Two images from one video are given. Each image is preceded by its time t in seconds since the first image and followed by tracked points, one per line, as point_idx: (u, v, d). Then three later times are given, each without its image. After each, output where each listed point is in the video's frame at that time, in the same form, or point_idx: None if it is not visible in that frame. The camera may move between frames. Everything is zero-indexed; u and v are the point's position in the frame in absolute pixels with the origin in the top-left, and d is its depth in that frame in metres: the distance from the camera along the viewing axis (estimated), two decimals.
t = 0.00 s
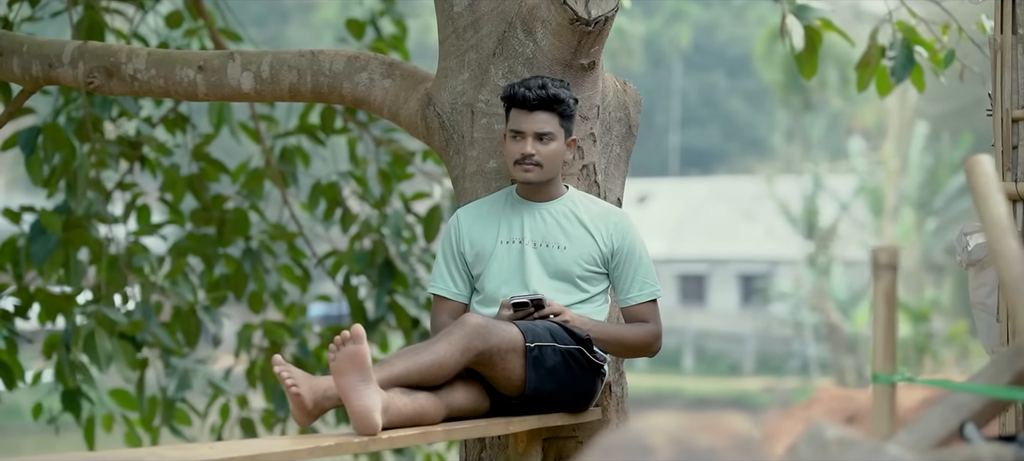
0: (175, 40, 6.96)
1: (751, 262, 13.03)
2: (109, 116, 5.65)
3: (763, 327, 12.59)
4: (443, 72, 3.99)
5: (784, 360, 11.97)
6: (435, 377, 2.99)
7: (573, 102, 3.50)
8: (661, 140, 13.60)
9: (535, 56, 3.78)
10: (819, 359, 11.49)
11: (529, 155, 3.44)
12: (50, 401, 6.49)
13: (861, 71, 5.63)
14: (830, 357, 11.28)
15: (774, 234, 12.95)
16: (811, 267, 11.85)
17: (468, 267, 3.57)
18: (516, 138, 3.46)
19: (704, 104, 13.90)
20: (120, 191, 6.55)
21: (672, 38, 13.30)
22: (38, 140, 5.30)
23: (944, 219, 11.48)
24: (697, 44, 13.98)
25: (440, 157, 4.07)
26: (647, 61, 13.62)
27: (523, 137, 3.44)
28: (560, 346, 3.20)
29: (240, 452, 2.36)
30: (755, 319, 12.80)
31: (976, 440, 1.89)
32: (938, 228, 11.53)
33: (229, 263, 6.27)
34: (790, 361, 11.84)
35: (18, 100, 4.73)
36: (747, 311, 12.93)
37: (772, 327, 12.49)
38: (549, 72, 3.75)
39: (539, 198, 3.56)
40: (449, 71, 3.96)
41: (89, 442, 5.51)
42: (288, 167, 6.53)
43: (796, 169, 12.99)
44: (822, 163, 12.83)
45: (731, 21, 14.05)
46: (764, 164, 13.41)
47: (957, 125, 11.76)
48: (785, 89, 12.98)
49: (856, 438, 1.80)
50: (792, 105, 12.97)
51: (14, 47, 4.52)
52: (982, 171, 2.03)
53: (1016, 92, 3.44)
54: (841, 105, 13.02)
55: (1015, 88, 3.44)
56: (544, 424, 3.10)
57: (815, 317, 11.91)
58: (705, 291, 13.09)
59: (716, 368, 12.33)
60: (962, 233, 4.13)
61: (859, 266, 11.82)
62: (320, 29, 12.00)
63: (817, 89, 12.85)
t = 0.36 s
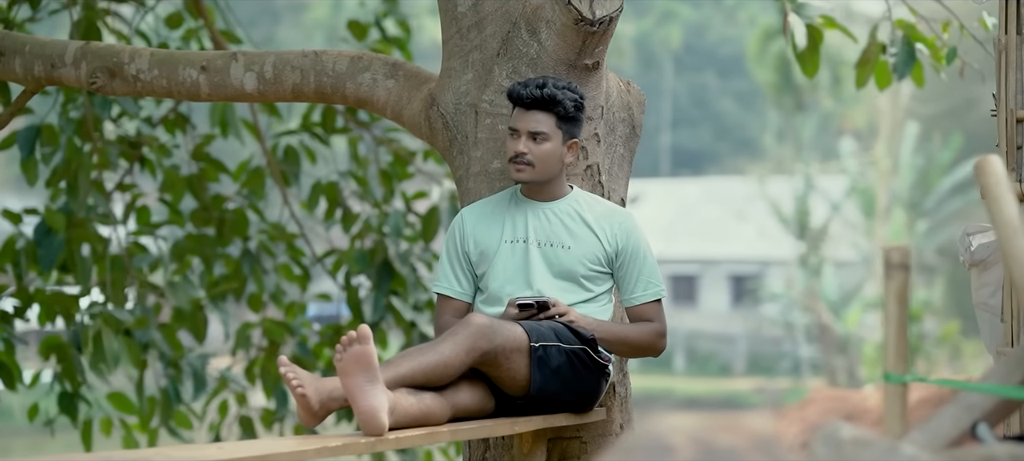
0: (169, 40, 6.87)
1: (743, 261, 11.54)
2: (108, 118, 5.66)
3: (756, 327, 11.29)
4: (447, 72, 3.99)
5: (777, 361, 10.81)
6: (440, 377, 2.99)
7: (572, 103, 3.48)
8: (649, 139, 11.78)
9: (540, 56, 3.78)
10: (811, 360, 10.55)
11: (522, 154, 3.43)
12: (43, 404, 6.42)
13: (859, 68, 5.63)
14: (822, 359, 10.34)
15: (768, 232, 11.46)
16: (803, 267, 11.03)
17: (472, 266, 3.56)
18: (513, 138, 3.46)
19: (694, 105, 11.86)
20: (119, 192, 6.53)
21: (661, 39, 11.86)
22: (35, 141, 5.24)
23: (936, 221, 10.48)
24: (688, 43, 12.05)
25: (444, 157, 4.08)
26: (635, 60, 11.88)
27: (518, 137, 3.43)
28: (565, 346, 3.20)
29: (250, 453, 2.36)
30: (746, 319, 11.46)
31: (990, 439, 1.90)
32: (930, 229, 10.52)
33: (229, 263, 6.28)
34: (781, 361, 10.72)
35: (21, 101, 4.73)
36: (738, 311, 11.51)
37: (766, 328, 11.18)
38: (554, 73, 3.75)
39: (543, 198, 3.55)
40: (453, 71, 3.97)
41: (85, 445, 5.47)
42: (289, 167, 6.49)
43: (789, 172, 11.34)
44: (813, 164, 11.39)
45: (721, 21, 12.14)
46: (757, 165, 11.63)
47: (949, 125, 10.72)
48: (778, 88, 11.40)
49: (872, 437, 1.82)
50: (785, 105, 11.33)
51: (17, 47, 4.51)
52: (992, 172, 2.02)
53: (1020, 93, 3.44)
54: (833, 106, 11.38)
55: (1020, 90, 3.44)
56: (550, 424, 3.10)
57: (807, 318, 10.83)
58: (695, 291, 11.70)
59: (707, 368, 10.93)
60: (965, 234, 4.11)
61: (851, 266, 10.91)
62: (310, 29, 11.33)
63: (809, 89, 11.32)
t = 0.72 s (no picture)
0: (164, 39, 6.85)
1: (726, 261, 14.82)
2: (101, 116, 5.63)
3: (739, 326, 14.45)
4: (443, 71, 3.99)
5: (761, 360, 13.98)
6: (439, 376, 2.98)
7: (567, 101, 3.47)
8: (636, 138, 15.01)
9: (537, 55, 3.78)
10: (795, 359, 13.54)
11: (515, 150, 3.42)
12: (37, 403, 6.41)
13: (853, 65, 5.64)
14: (806, 357, 13.44)
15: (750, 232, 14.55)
16: (789, 265, 13.97)
17: (470, 264, 3.55)
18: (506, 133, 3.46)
19: (680, 104, 15.19)
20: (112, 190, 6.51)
21: (648, 37, 14.53)
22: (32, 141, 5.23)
23: (919, 219, 13.27)
24: (672, 44, 15.07)
25: (440, 156, 4.07)
26: (623, 60, 14.61)
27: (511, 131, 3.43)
28: (563, 345, 3.20)
29: (250, 452, 2.35)
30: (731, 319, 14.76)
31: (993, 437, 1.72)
32: (912, 230, 13.36)
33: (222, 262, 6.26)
34: (766, 358, 13.89)
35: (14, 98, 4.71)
36: (721, 312, 14.72)
37: (747, 326, 14.36)
38: (550, 71, 3.75)
39: (539, 195, 3.55)
40: (449, 69, 3.97)
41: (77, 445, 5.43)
42: (284, 165, 6.48)
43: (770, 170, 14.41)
44: (798, 163, 14.33)
45: (705, 21, 15.26)
46: (739, 162, 14.78)
47: (932, 123, 13.30)
48: (762, 89, 14.30)
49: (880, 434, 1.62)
50: (770, 105, 14.31)
51: (11, 45, 4.49)
52: (996, 173, 2.01)
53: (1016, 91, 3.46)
54: (817, 105, 14.36)
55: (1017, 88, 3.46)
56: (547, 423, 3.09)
57: (790, 318, 14.04)
58: (682, 290, 14.93)
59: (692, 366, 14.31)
60: (961, 231, 4.12)
61: (835, 265, 13.83)
62: (294, 27, 12.89)
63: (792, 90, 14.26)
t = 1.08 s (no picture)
0: (163, 38, 6.84)
1: (714, 261, 16.50)
2: (102, 116, 5.62)
3: (727, 326, 16.04)
4: (444, 70, 4.00)
5: (749, 359, 15.56)
6: (442, 376, 2.98)
7: (570, 100, 3.47)
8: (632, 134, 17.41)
9: (538, 54, 3.77)
10: (783, 358, 15.04)
11: (516, 146, 3.42)
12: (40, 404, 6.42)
13: (852, 63, 5.64)
14: (793, 357, 14.88)
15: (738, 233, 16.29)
16: (777, 264, 15.47)
17: (471, 262, 3.54)
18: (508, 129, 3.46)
19: (669, 104, 17.53)
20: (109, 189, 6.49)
21: (635, 37, 16.61)
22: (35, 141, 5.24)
23: (907, 218, 14.87)
24: (661, 44, 17.33)
25: (440, 155, 4.07)
26: (615, 60, 16.65)
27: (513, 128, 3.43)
28: (566, 345, 3.20)
29: (253, 452, 2.35)
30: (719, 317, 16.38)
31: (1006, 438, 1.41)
32: (899, 228, 14.94)
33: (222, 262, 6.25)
34: (755, 358, 15.36)
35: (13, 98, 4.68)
36: (710, 311, 16.37)
37: (736, 325, 15.92)
38: (551, 70, 3.74)
39: (541, 193, 3.54)
40: (450, 69, 3.97)
41: (77, 445, 5.42)
42: (282, 163, 6.46)
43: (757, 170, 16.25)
44: (785, 163, 16.11)
45: (693, 21, 17.36)
46: (725, 161, 16.76)
47: (920, 123, 15.17)
48: (751, 89, 16.30)
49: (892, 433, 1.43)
50: (759, 103, 16.25)
51: (11, 44, 4.48)
52: (1003, 171, 1.94)
53: (1019, 90, 3.48)
54: (805, 104, 16.20)
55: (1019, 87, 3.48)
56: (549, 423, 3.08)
57: (779, 317, 15.56)
58: (673, 290, 16.55)
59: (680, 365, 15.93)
60: (961, 231, 4.14)
61: (823, 264, 15.37)
62: (283, 28, 13.29)
63: (780, 89, 16.22)
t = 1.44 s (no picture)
0: (161, 37, 6.86)
1: (701, 260, 17.81)
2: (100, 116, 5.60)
3: (715, 326, 17.19)
4: (445, 69, 3.99)
5: (736, 359, 16.73)
6: (444, 375, 2.97)
7: (573, 97, 3.46)
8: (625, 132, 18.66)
9: (539, 52, 3.76)
10: (771, 357, 16.25)
11: (517, 141, 3.42)
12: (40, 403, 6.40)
13: (847, 61, 5.62)
14: (781, 356, 16.20)
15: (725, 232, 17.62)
16: (766, 263, 16.81)
17: (470, 259, 3.53)
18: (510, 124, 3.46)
19: (657, 103, 18.69)
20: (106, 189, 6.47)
21: (623, 36, 17.67)
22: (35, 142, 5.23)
23: (893, 217, 16.51)
24: (648, 43, 18.52)
25: (440, 154, 4.07)
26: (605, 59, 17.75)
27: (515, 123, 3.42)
28: (567, 343, 3.19)
29: (258, 452, 2.34)
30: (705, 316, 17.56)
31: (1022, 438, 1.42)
32: (887, 226, 16.55)
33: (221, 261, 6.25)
34: (743, 358, 16.54)
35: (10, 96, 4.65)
36: (698, 310, 17.62)
37: (724, 324, 17.09)
38: (552, 68, 3.73)
39: (543, 190, 3.53)
40: (451, 67, 3.97)
41: (77, 445, 5.42)
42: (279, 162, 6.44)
43: (744, 169, 17.71)
44: (775, 163, 17.51)
45: (680, 20, 18.46)
46: (711, 160, 18.10)
47: (908, 122, 17.13)
48: (740, 89, 17.73)
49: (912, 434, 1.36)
50: (747, 103, 17.72)
51: (9, 43, 4.47)
52: (1013, 170, 2.03)
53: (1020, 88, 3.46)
54: (792, 103, 17.70)
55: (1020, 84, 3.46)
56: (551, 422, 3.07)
57: (766, 316, 16.67)
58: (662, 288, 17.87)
59: (667, 364, 17.14)
60: (960, 231, 4.09)
61: (810, 263, 16.78)
62: (270, 25, 14.69)
63: (768, 89, 17.60)
